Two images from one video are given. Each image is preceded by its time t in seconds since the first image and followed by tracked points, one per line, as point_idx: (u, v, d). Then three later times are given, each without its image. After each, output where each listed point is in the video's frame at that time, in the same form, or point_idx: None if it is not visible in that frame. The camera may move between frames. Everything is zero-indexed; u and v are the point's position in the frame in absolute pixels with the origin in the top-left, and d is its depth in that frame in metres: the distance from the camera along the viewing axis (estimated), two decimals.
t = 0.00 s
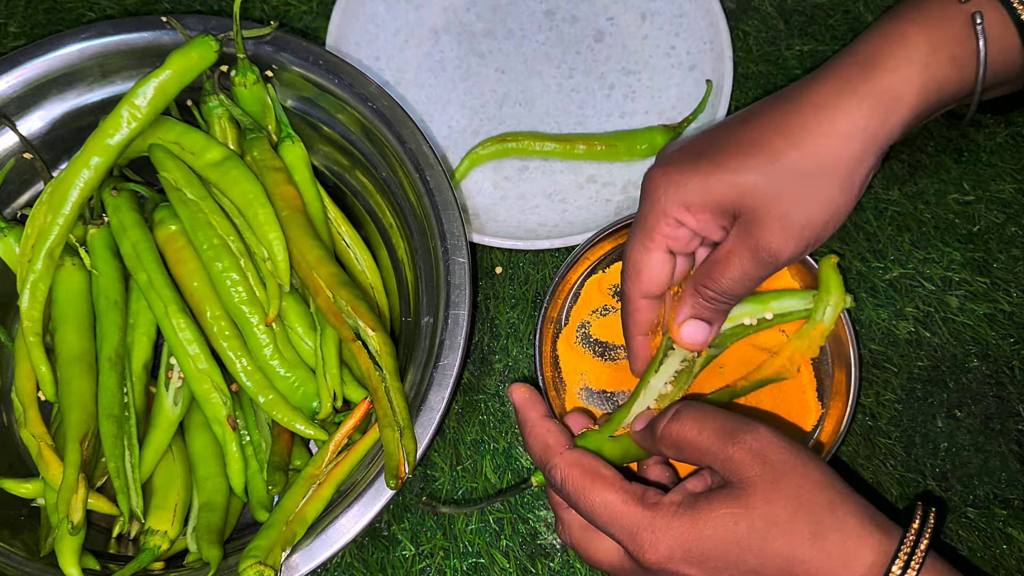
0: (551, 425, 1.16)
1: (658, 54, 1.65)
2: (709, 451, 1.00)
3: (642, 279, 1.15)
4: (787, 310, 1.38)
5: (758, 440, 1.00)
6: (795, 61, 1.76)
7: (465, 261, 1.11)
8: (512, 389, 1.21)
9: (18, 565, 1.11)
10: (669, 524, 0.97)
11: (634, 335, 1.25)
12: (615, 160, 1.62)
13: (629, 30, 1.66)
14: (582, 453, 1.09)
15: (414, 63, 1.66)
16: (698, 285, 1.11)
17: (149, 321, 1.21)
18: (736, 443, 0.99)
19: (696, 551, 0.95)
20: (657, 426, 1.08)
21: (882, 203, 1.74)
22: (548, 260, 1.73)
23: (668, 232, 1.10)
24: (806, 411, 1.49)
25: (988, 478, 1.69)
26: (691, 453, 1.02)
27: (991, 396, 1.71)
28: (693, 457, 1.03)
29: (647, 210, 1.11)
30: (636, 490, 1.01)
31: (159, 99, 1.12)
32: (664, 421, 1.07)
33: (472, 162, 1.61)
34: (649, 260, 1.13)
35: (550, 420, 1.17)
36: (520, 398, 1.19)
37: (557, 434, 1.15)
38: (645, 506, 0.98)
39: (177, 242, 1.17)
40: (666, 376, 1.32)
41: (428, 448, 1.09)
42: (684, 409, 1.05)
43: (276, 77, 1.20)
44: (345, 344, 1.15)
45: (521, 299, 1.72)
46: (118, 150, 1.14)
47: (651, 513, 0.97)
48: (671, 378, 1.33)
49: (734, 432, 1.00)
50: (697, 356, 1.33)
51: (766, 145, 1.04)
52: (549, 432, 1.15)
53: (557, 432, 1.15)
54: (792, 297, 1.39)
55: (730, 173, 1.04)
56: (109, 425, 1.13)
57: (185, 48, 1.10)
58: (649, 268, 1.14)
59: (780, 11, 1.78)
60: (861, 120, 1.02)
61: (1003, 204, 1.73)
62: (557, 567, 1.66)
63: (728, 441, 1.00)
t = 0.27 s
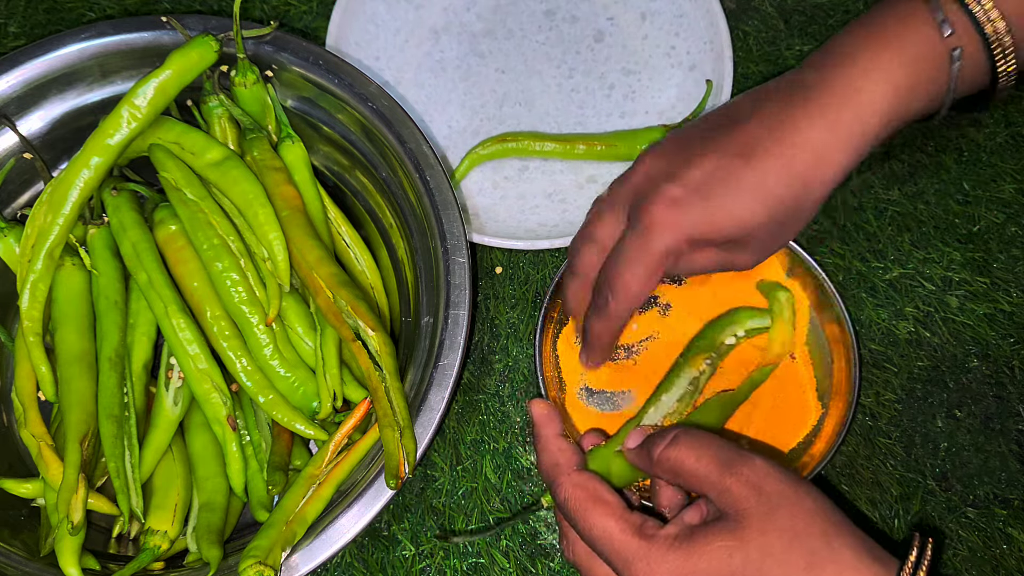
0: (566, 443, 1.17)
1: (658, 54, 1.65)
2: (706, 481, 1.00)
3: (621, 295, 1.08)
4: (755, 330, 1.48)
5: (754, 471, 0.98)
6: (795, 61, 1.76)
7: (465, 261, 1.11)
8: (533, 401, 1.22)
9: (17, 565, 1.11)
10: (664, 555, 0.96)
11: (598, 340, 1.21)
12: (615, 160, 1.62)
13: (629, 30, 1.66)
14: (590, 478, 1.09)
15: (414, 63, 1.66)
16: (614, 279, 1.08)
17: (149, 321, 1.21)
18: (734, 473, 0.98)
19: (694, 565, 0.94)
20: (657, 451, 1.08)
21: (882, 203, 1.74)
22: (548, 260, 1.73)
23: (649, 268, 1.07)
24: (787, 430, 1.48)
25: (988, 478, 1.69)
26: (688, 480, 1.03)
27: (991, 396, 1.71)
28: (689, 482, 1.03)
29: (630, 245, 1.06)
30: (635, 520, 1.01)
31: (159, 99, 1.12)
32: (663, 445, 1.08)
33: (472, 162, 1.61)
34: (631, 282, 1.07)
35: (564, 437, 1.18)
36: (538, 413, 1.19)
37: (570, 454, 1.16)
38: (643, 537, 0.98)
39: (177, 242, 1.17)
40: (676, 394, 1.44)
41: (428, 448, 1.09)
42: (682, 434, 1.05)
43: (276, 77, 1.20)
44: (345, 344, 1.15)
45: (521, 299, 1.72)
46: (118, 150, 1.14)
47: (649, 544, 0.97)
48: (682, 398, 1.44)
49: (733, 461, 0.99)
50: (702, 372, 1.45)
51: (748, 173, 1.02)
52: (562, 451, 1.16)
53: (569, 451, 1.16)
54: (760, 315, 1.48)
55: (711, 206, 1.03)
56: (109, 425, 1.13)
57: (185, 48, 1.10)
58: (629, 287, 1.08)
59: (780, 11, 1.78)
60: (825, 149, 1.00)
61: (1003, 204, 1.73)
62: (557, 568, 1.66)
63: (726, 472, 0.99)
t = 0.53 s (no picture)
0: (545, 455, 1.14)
1: (658, 54, 1.65)
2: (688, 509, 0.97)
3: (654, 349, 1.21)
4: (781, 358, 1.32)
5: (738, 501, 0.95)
6: (795, 61, 1.76)
7: (465, 261, 1.11)
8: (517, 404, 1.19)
9: (18, 566, 1.11)
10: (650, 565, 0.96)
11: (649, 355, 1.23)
12: (615, 160, 1.62)
13: (629, 30, 1.66)
14: (569, 496, 1.09)
15: (414, 63, 1.66)
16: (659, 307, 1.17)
17: (149, 320, 1.21)
18: (716, 504, 0.95)
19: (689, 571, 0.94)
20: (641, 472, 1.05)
21: (882, 203, 1.74)
22: (548, 260, 1.73)
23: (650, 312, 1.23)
24: (776, 446, 1.49)
25: (988, 478, 1.69)
26: (670, 506, 1.00)
27: (991, 396, 1.71)
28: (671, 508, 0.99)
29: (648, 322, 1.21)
30: (613, 549, 1.03)
31: (159, 99, 1.12)
32: (647, 467, 1.04)
33: (471, 162, 1.61)
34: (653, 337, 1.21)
35: (546, 447, 1.15)
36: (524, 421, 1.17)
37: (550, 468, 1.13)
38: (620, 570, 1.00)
39: (177, 242, 1.17)
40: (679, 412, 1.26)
41: (427, 448, 1.09)
42: (667, 458, 1.02)
43: (276, 77, 1.20)
44: (345, 344, 1.15)
45: (521, 298, 1.72)
46: (118, 150, 1.14)
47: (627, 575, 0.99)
48: (689, 423, 1.19)
49: (714, 491, 0.95)
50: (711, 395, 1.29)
51: (755, 206, 1.09)
52: (549, 461, 1.14)
53: (550, 463, 1.13)
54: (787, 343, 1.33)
55: (724, 237, 1.10)
56: (109, 425, 1.13)
57: (185, 48, 1.10)
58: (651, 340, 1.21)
59: (780, 11, 1.78)
60: (827, 168, 1.06)
61: (1003, 204, 1.73)
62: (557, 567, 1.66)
63: (710, 502, 0.95)
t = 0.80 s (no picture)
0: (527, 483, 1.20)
1: (658, 54, 1.65)
2: (684, 496, 0.98)
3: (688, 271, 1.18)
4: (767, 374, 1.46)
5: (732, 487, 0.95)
6: (795, 61, 1.76)
7: (465, 261, 1.11)
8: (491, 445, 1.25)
9: (17, 566, 1.11)
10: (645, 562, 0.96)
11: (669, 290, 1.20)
12: (615, 161, 1.62)
13: (629, 30, 1.66)
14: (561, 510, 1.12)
15: (414, 63, 1.66)
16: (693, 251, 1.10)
17: (149, 320, 1.21)
18: (710, 490, 0.96)
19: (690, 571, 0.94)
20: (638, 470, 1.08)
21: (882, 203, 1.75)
22: (548, 260, 1.73)
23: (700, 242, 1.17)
24: (775, 447, 1.49)
25: (988, 478, 1.69)
26: (666, 496, 1.01)
27: (991, 396, 1.71)
28: (667, 499, 1.01)
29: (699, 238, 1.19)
30: (610, 547, 1.03)
31: (159, 99, 1.12)
32: (645, 464, 1.07)
33: (471, 162, 1.61)
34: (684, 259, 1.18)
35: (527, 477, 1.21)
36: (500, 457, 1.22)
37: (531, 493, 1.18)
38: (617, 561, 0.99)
39: (177, 242, 1.17)
40: (668, 429, 1.40)
41: (428, 448, 1.09)
42: (665, 454, 1.05)
43: (276, 77, 1.20)
44: (345, 343, 1.15)
45: (521, 299, 1.72)
46: (118, 150, 1.14)
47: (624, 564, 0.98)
48: (673, 431, 1.40)
49: (709, 478, 0.97)
50: (697, 412, 1.41)
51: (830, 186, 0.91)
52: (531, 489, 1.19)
53: (531, 489, 1.19)
54: (776, 360, 1.47)
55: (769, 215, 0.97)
56: (109, 425, 1.13)
57: (185, 48, 1.10)
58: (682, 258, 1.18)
59: (780, 11, 1.78)
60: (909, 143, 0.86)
61: (1003, 204, 1.73)
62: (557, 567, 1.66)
63: (705, 487, 0.97)
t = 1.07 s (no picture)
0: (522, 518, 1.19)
1: (658, 54, 1.65)
2: (681, 498, 1.01)
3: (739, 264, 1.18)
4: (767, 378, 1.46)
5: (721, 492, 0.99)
6: (795, 61, 1.76)
7: (465, 261, 1.11)
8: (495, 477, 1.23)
9: (18, 565, 1.11)
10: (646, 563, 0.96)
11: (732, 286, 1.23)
12: (615, 161, 1.62)
13: (629, 30, 1.66)
14: (548, 545, 1.11)
15: (414, 63, 1.66)
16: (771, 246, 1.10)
17: (149, 320, 1.21)
18: (704, 494, 1.00)
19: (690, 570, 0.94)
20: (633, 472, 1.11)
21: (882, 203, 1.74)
22: (548, 260, 1.73)
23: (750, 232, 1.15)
24: (775, 447, 1.49)
25: (988, 478, 1.69)
26: (661, 499, 1.04)
27: (991, 396, 1.71)
28: (662, 502, 1.04)
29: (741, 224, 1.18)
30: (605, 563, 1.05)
31: (160, 99, 1.12)
32: (641, 468, 1.10)
33: (472, 162, 1.61)
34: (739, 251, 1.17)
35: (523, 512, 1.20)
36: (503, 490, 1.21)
37: (525, 528, 1.17)
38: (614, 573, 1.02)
39: (177, 242, 1.17)
40: (668, 429, 1.36)
41: (427, 448, 1.09)
42: (661, 459, 1.08)
43: (276, 77, 1.20)
44: (345, 344, 1.15)
45: (521, 299, 1.72)
46: (118, 150, 1.14)
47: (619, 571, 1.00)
48: (672, 431, 1.36)
49: (704, 482, 1.01)
50: (697, 413, 1.39)
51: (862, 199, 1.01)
52: (524, 523, 1.18)
53: (526, 524, 1.18)
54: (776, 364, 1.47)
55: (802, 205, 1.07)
56: (109, 425, 1.13)
57: (186, 48, 1.10)
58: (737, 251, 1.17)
59: (780, 11, 1.78)
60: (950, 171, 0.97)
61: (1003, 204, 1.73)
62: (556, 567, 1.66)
63: (699, 490, 1.00)
